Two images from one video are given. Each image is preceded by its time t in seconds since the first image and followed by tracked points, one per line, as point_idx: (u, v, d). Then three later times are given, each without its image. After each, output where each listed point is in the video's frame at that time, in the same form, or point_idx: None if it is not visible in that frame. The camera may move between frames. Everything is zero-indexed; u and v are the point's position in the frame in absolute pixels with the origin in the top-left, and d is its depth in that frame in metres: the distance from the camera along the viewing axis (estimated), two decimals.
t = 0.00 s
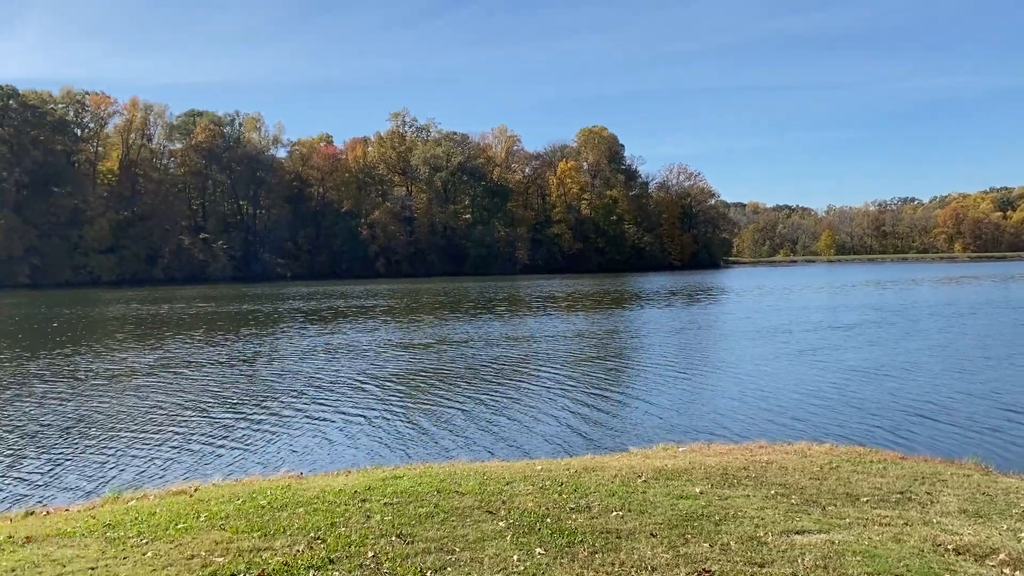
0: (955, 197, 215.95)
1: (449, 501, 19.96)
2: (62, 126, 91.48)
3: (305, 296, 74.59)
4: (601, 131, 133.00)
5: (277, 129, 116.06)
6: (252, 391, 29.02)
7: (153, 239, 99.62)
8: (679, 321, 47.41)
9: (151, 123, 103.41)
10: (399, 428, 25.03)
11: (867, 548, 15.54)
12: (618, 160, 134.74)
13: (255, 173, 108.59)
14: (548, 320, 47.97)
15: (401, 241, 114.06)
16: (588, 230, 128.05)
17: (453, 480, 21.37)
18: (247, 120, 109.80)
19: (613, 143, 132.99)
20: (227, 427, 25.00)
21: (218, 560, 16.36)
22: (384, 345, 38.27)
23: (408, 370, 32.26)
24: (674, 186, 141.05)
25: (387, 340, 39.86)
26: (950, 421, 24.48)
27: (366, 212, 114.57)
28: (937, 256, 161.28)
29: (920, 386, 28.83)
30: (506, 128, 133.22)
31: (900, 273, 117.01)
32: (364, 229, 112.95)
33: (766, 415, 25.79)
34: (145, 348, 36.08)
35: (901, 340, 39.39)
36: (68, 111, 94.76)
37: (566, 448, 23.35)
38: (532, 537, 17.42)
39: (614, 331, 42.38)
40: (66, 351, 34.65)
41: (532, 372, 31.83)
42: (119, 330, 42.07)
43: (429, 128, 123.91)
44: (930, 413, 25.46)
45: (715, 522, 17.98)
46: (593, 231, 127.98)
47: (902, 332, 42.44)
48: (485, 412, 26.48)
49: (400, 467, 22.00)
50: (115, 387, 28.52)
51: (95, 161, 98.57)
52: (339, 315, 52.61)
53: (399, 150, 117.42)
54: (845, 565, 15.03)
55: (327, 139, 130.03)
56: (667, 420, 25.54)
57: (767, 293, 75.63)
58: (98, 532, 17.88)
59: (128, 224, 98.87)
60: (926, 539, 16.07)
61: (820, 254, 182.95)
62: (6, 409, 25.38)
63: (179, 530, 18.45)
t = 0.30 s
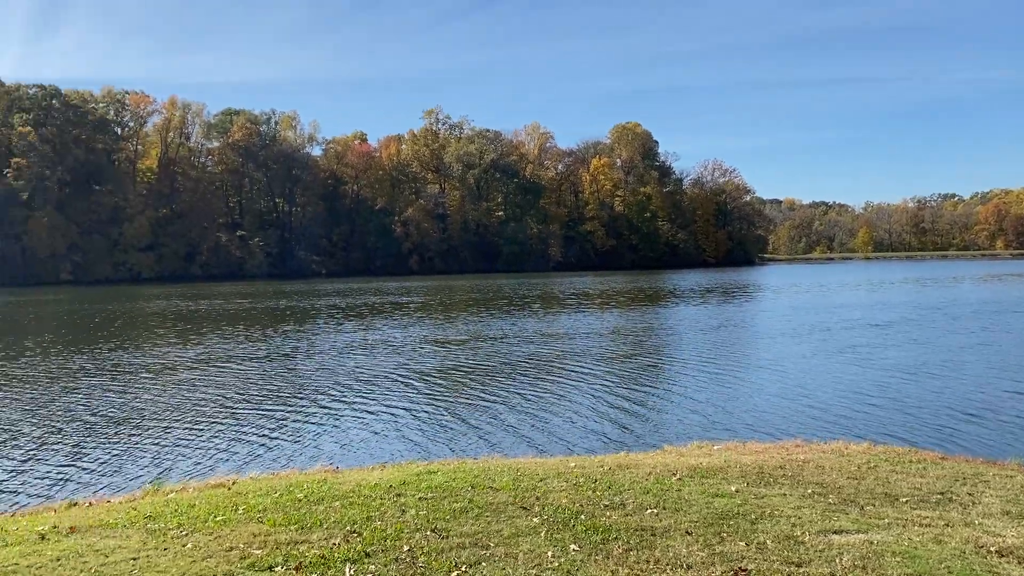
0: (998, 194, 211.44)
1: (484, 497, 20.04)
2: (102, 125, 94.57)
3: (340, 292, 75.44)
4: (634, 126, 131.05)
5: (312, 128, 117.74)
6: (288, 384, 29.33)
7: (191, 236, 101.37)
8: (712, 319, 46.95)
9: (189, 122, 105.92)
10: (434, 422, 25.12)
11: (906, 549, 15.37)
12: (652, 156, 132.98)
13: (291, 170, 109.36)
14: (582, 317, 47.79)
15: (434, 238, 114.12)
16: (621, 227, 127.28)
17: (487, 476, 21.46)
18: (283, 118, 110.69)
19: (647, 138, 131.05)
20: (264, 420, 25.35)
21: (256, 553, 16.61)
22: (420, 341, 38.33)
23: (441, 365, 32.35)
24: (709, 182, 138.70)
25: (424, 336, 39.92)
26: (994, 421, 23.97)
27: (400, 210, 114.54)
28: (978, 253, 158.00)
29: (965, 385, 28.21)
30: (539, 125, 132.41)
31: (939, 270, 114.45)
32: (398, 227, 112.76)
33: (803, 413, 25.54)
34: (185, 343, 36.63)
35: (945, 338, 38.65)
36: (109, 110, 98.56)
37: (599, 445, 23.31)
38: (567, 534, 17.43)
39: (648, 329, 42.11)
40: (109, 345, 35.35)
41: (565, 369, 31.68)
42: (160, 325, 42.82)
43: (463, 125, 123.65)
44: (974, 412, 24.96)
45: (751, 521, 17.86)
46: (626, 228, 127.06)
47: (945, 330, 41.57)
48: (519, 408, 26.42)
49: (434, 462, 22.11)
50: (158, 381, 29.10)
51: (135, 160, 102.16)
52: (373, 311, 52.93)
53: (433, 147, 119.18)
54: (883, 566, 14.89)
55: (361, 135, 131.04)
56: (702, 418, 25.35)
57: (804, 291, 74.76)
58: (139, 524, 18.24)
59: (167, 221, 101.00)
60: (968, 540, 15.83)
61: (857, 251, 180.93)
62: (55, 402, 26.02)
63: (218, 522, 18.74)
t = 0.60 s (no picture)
0: None
1: (522, 494, 20.08)
2: (144, 124, 96.32)
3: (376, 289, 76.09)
4: (671, 123, 129.08)
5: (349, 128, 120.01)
6: (326, 380, 29.56)
7: (231, 233, 104.00)
8: (749, 317, 46.38)
9: (229, 120, 107.44)
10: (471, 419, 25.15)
11: (954, 553, 15.14)
12: (689, 153, 129.29)
13: (329, 169, 111.11)
14: (616, 314, 47.54)
15: (469, 236, 115.15)
16: (658, 224, 124.77)
17: (524, 473, 21.48)
18: (321, 116, 111.71)
19: (683, 135, 128.20)
20: (302, 414, 25.60)
21: (297, 546, 16.78)
22: (457, 337, 38.36)
23: (476, 362, 32.35)
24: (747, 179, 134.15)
25: (461, 333, 39.97)
26: None
27: (434, 207, 115.89)
28: None
29: (1016, 386, 27.57)
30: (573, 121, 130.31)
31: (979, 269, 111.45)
32: (432, 224, 114.49)
33: (845, 414, 25.21)
34: (226, 339, 37.06)
35: (992, 338, 37.78)
36: (150, 110, 99.59)
37: (636, 444, 23.18)
38: (606, 532, 17.41)
39: (684, 327, 41.71)
40: (154, 341, 35.87)
41: (601, 366, 31.51)
42: (201, 321, 43.29)
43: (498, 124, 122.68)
44: None
45: (793, 521, 17.69)
46: (663, 225, 124.67)
47: (994, 330, 40.59)
48: (555, 405, 26.35)
49: (471, 459, 22.17)
50: (204, 376, 29.56)
51: (175, 158, 103.84)
52: (410, 308, 52.95)
53: (468, 145, 119.68)
54: (931, 569, 14.68)
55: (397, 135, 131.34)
56: (740, 418, 25.12)
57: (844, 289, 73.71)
58: (183, 516, 18.51)
59: (207, 217, 102.94)
60: (1018, 545, 15.52)
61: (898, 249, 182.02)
62: (105, 395, 26.58)
63: (260, 516, 19.03)
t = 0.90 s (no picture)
0: None
1: (562, 493, 20.08)
2: (186, 124, 98.18)
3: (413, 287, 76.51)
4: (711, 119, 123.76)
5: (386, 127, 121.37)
6: (366, 377, 29.80)
7: (271, 232, 105.74)
8: (786, 317, 45.77)
9: (269, 120, 109.45)
10: (509, 417, 25.20)
11: (1005, 559, 14.89)
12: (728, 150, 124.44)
13: (367, 168, 112.35)
14: (652, 314, 47.21)
15: (505, 234, 114.55)
16: (696, 223, 120.75)
17: (564, 472, 21.50)
18: (358, 116, 112.98)
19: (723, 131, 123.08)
20: (342, 411, 25.85)
21: (340, 542, 16.98)
22: (497, 336, 38.38)
23: (512, 361, 32.32)
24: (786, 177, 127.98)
25: (498, 331, 40.05)
26: None
27: (471, 206, 115.83)
28: None
29: None
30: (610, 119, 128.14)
31: None
32: (469, 223, 114.71)
33: (890, 416, 24.81)
34: (268, 335, 37.68)
35: None
36: (192, 110, 101.46)
37: (676, 445, 23.04)
38: (647, 533, 17.36)
39: (721, 326, 41.29)
40: (198, 337, 36.55)
41: (639, 366, 31.31)
42: (243, 318, 43.99)
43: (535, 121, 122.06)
44: None
45: (837, 524, 17.51)
46: (701, 224, 120.58)
47: None
48: (594, 405, 26.24)
49: (510, 457, 22.22)
50: (253, 371, 30.15)
51: (217, 157, 105.62)
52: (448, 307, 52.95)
53: (504, 143, 117.90)
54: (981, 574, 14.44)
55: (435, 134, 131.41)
56: (781, 419, 24.87)
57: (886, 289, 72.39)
58: (228, 511, 18.83)
59: (248, 216, 104.98)
60: None
61: (942, 248, 176.49)
62: (153, 390, 27.16)
63: (303, 511, 19.30)
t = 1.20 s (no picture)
0: None
1: (603, 494, 20.02)
2: (230, 125, 100.72)
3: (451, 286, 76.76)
4: (751, 118, 122.10)
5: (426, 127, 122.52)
6: (407, 375, 29.99)
7: (311, 232, 107.13)
8: (826, 318, 45.11)
9: (310, 121, 112.00)
10: (549, 416, 25.22)
11: None
12: (770, 150, 122.93)
13: (406, 168, 113.73)
14: (690, 314, 46.84)
15: (542, 233, 113.71)
16: (737, 222, 119.39)
17: (605, 473, 21.45)
18: (397, 116, 114.83)
19: (764, 131, 121.18)
20: (384, 408, 26.05)
21: (385, 538, 17.10)
22: (537, 335, 38.42)
23: (549, 360, 32.30)
24: (829, 176, 124.81)
25: (536, 330, 40.08)
26: None
27: (509, 206, 116.03)
28: None
29: None
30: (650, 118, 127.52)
31: None
32: (507, 222, 114.37)
33: (938, 419, 24.34)
34: (308, 333, 38.21)
35: None
36: (235, 111, 104.29)
37: (719, 446, 22.90)
38: (691, 534, 17.27)
39: (760, 327, 40.83)
40: (241, 335, 37.12)
41: (678, 367, 31.08)
42: (283, 316, 44.58)
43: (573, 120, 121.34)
44: None
45: (885, 529, 17.27)
46: (742, 223, 119.12)
47: None
48: (634, 406, 26.10)
49: (550, 456, 22.23)
50: (298, 369, 30.59)
51: (259, 158, 107.75)
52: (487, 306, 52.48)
53: (542, 143, 117.78)
54: None
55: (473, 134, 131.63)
56: (823, 422, 24.58)
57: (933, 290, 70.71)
58: (273, 506, 19.07)
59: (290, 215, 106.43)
60: None
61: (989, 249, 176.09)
62: (202, 386, 27.67)
63: (346, 507, 19.49)
